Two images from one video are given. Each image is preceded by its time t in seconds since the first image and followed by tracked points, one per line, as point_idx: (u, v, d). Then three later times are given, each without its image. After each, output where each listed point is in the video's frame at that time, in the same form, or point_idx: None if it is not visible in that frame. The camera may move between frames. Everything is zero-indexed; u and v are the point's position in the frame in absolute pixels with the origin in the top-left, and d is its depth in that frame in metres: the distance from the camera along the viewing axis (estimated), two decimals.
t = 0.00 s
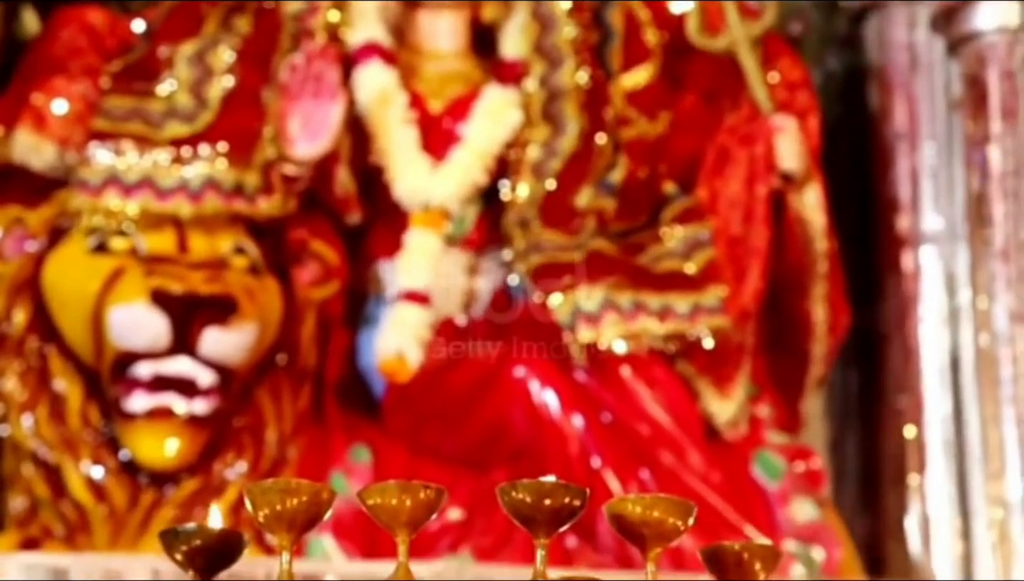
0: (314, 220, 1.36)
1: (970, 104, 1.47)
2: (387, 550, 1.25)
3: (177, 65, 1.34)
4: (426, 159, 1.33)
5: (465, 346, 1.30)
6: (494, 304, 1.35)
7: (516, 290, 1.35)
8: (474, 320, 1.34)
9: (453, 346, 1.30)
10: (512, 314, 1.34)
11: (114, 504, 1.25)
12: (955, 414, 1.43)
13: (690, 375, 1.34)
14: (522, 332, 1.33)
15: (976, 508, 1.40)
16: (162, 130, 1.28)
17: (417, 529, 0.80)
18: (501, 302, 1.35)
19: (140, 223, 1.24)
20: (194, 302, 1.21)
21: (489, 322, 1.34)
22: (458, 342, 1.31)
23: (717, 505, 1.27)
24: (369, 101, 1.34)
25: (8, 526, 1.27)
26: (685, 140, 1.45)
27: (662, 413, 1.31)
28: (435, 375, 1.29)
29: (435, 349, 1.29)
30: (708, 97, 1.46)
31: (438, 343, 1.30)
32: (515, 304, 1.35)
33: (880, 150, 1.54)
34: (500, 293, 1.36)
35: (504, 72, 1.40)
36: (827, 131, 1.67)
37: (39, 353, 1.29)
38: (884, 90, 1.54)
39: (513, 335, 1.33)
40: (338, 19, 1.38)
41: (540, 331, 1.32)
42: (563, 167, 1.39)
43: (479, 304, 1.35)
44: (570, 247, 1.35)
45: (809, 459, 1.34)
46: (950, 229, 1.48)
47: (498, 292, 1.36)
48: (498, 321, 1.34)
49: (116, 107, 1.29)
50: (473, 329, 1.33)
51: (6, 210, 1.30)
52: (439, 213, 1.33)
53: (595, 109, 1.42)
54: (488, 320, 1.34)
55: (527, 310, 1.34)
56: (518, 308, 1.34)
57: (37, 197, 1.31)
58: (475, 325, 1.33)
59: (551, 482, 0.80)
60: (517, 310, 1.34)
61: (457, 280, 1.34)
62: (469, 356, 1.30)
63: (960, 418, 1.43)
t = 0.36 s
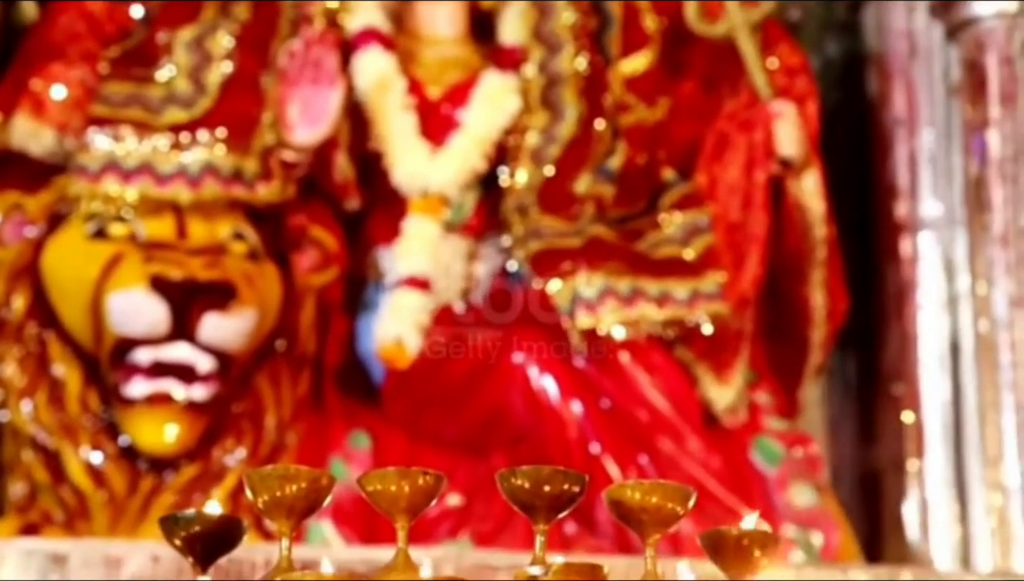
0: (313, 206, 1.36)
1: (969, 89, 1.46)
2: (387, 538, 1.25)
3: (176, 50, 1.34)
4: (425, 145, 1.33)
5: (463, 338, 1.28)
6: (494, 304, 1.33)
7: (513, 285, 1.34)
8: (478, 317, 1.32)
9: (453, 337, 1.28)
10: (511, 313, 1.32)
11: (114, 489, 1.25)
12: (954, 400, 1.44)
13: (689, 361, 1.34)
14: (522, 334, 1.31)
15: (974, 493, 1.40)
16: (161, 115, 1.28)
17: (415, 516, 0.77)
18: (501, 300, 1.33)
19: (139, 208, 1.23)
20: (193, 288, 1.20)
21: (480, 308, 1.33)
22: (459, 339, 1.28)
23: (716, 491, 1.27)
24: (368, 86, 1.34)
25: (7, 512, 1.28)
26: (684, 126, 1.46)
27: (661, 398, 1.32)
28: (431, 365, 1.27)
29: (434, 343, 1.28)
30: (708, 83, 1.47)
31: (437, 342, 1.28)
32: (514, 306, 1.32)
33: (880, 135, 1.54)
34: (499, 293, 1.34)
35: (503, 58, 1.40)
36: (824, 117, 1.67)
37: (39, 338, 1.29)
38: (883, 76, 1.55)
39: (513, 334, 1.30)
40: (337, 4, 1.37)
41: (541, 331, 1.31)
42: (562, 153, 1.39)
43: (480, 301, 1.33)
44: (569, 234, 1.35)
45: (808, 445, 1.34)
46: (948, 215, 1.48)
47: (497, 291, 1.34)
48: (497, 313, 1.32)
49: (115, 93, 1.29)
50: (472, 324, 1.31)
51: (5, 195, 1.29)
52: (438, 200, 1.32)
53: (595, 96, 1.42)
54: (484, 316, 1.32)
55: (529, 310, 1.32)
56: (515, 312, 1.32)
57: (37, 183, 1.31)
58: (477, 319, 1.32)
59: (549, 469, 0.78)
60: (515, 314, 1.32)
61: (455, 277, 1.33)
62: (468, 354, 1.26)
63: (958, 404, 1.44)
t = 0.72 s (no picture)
0: (309, 194, 1.36)
1: (967, 76, 1.47)
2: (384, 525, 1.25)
3: (172, 39, 1.35)
4: (422, 133, 1.33)
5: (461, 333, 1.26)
6: (495, 303, 1.32)
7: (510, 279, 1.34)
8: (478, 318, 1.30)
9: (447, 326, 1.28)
10: (511, 313, 1.31)
11: (112, 477, 1.25)
12: (951, 386, 1.43)
13: (686, 349, 1.34)
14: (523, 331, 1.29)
15: (971, 481, 1.40)
16: (159, 104, 1.29)
17: (412, 505, 0.77)
18: (502, 298, 1.32)
19: (136, 196, 1.23)
20: (191, 276, 1.20)
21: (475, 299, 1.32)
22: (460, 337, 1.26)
23: (713, 478, 1.28)
24: (365, 74, 1.34)
25: (7, 500, 1.28)
26: (683, 113, 1.46)
27: (658, 385, 1.32)
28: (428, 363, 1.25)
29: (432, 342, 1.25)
30: (705, 70, 1.47)
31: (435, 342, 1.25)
32: (515, 307, 1.31)
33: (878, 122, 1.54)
34: (501, 293, 1.33)
35: (500, 45, 1.40)
36: (821, 107, 1.67)
37: (37, 327, 1.29)
38: (881, 62, 1.54)
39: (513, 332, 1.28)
40: None
41: (540, 329, 1.30)
42: (559, 140, 1.40)
43: (480, 299, 1.32)
44: (566, 221, 1.36)
45: (806, 432, 1.35)
46: (946, 201, 1.47)
47: (497, 290, 1.34)
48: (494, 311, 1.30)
49: (112, 82, 1.30)
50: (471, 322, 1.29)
51: (3, 183, 1.30)
52: (436, 187, 1.32)
53: (591, 82, 1.44)
54: (480, 314, 1.31)
55: (529, 312, 1.31)
56: (515, 313, 1.31)
57: (34, 171, 1.31)
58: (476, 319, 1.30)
59: (547, 456, 0.77)
60: (515, 314, 1.31)
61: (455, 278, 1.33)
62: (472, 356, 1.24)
63: (956, 390, 1.43)
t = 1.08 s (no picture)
0: (308, 181, 1.36)
1: (965, 63, 1.47)
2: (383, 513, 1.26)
3: (171, 26, 1.35)
4: (421, 120, 1.33)
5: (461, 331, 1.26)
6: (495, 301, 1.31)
7: (506, 277, 1.34)
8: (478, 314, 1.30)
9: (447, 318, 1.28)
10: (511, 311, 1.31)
11: (111, 465, 1.25)
12: (950, 372, 1.44)
13: (685, 336, 1.34)
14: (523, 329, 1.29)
15: (969, 466, 1.41)
16: (157, 91, 1.28)
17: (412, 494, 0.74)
18: (501, 294, 1.32)
19: (135, 183, 1.23)
20: (190, 264, 1.20)
21: (472, 292, 1.32)
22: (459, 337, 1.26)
23: (711, 466, 1.29)
24: (364, 62, 1.33)
25: (7, 487, 1.28)
26: (682, 99, 1.46)
27: (657, 373, 1.32)
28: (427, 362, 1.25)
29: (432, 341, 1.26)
30: (704, 56, 1.47)
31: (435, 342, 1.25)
32: (516, 303, 1.31)
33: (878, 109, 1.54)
34: (501, 293, 1.32)
35: (499, 33, 1.39)
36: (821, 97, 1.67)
37: (36, 315, 1.29)
38: (880, 49, 1.54)
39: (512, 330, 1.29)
40: None
41: (541, 324, 1.30)
42: (557, 127, 1.40)
43: (480, 293, 1.32)
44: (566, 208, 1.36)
45: (803, 419, 1.35)
46: (944, 188, 1.47)
47: (495, 288, 1.33)
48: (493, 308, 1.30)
49: (111, 69, 1.29)
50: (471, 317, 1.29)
51: (1, 171, 1.30)
52: (434, 174, 1.32)
53: (590, 70, 1.44)
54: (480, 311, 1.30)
55: (529, 309, 1.32)
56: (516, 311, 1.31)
57: (33, 158, 1.31)
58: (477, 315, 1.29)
59: (546, 443, 0.74)
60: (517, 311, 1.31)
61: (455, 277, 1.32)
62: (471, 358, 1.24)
63: (954, 377, 1.43)
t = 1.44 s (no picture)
0: (308, 170, 1.36)
1: (963, 52, 1.47)
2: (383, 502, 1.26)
3: (170, 14, 1.34)
4: (421, 109, 1.33)
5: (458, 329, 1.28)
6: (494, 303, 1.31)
7: (503, 278, 1.34)
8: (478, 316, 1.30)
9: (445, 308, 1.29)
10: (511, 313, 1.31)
11: (111, 453, 1.25)
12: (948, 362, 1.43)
13: (684, 325, 1.35)
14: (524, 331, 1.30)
15: (968, 455, 1.41)
16: (156, 81, 1.28)
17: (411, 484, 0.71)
18: (501, 295, 1.32)
19: (135, 172, 1.23)
20: (189, 253, 1.20)
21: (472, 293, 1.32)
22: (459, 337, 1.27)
23: (710, 454, 1.29)
24: (363, 50, 1.34)
25: (6, 476, 1.28)
26: (680, 89, 1.46)
27: (657, 362, 1.33)
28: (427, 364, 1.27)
29: (432, 342, 1.27)
30: (703, 46, 1.47)
31: (435, 342, 1.27)
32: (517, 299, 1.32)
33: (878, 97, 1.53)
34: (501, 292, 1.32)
35: (498, 21, 1.39)
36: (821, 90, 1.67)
37: (36, 303, 1.29)
38: (879, 38, 1.54)
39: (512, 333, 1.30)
40: None
41: (543, 326, 1.31)
42: (557, 116, 1.40)
43: (480, 293, 1.32)
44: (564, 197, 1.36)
45: (803, 408, 1.35)
46: (943, 176, 1.46)
47: (495, 290, 1.33)
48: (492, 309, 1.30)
49: (110, 58, 1.29)
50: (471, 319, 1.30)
51: None
52: (434, 163, 1.32)
53: (589, 60, 1.43)
54: (482, 315, 1.30)
55: (529, 308, 1.32)
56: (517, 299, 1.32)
57: (32, 148, 1.31)
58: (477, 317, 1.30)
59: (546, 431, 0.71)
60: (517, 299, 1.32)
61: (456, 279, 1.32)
62: (469, 356, 1.26)
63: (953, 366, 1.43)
